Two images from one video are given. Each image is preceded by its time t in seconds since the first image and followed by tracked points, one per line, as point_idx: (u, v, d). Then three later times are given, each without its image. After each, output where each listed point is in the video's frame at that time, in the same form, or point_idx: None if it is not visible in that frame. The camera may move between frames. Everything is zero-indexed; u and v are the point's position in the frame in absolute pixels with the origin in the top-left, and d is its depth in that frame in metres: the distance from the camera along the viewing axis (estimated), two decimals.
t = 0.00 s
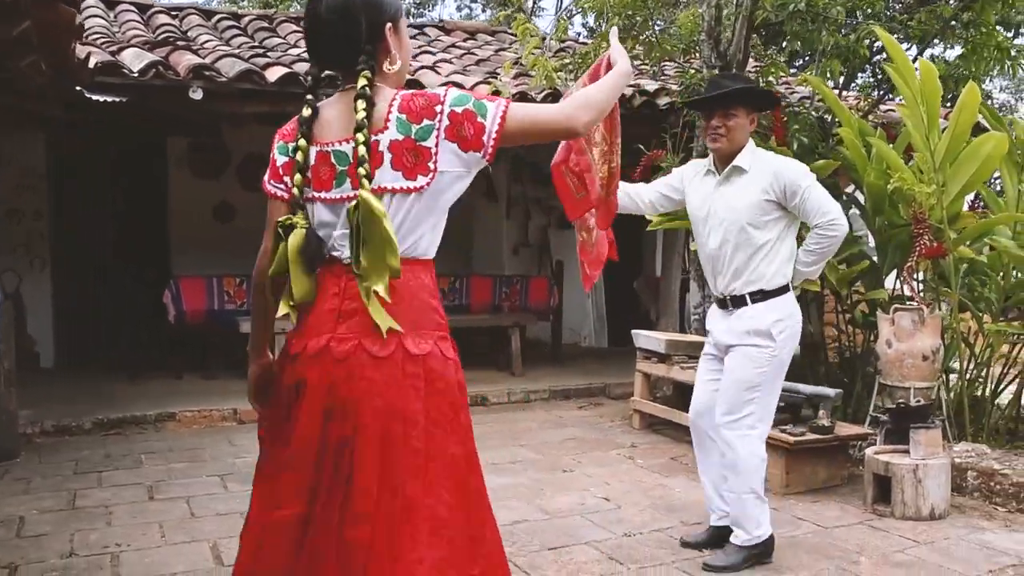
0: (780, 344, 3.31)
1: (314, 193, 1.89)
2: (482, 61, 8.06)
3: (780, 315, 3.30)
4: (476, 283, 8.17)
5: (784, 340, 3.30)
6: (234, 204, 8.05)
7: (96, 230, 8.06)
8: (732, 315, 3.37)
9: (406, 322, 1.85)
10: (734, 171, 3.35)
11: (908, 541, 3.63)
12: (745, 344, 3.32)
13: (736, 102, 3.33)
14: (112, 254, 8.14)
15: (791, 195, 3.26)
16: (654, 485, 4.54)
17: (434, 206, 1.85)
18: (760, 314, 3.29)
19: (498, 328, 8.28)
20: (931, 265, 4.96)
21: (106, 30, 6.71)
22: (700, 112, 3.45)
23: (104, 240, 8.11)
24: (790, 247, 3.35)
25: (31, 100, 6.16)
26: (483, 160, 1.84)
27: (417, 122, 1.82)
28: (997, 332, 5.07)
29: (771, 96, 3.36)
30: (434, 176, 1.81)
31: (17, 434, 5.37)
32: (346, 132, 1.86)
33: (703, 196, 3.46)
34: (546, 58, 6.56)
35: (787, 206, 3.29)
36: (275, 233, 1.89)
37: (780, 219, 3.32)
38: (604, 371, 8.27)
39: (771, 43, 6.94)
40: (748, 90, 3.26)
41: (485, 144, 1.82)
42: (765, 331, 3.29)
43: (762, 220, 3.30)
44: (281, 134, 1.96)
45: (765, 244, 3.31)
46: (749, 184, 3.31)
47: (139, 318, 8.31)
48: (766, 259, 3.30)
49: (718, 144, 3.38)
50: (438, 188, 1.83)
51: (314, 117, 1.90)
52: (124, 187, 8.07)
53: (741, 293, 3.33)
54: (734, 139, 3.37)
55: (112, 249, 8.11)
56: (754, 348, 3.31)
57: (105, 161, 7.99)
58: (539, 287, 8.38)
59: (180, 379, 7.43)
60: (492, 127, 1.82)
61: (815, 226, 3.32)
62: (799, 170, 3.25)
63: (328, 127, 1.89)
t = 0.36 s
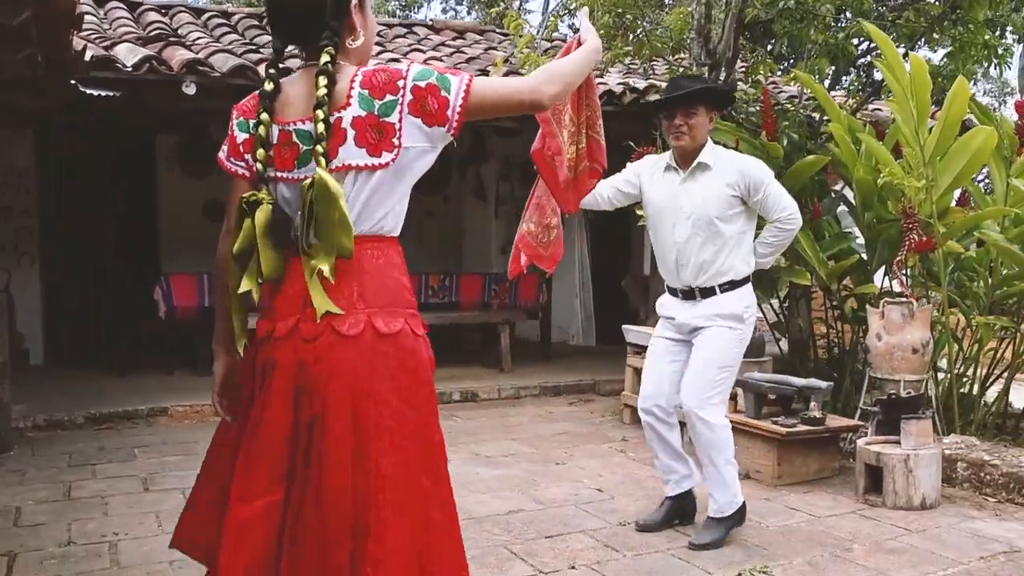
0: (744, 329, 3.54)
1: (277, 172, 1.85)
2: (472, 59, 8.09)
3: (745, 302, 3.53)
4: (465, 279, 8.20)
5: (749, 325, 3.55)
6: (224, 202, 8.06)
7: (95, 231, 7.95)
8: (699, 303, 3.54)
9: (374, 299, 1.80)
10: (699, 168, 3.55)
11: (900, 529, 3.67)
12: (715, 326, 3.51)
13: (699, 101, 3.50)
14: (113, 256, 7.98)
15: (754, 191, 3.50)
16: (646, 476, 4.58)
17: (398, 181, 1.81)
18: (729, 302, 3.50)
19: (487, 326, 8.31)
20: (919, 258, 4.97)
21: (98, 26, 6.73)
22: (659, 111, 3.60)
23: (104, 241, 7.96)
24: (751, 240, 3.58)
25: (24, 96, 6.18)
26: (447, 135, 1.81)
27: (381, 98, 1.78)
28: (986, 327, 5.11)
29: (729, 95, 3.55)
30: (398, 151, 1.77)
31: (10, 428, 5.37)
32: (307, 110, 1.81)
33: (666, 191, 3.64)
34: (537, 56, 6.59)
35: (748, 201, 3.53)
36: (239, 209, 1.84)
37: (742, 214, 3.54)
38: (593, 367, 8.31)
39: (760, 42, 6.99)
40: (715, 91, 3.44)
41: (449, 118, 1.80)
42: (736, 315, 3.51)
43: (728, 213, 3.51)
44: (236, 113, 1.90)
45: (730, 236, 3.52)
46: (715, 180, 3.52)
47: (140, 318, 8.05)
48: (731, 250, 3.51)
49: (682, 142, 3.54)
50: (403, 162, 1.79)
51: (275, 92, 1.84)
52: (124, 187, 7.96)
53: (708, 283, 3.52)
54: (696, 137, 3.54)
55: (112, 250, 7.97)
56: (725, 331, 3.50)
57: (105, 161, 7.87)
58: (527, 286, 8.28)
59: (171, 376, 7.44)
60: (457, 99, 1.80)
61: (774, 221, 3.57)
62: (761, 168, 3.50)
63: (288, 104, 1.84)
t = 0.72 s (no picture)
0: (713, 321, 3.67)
1: (255, 144, 1.86)
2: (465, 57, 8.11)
3: (715, 291, 3.65)
4: (460, 276, 8.22)
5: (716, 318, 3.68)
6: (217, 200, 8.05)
7: (96, 230, 7.86)
8: (671, 292, 3.64)
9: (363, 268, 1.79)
10: (677, 157, 3.67)
11: (896, 516, 3.70)
12: (688, 317, 3.61)
13: (678, 91, 3.61)
14: (113, 255, 7.92)
15: (729, 182, 3.66)
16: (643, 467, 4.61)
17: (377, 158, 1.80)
18: (703, 291, 3.62)
19: (481, 322, 8.32)
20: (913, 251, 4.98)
21: (94, 23, 6.74)
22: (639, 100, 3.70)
23: (104, 240, 7.89)
24: (722, 230, 3.73)
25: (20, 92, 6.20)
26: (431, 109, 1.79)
27: (361, 72, 1.77)
28: (979, 319, 5.15)
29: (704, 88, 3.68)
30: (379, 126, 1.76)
31: (7, 422, 5.37)
32: (286, 84, 1.81)
33: (644, 178, 3.74)
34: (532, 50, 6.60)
35: (724, 191, 3.68)
36: (215, 184, 1.90)
37: (715, 204, 3.70)
38: (587, 364, 8.34)
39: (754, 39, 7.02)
40: (699, 82, 3.56)
41: (430, 91, 1.77)
42: (706, 306, 3.62)
43: (705, 202, 3.65)
44: (219, 90, 1.93)
45: (706, 224, 3.66)
46: (695, 170, 3.64)
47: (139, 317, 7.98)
48: (708, 238, 3.65)
49: (660, 130, 3.64)
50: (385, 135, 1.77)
51: (258, 69, 1.86)
52: (124, 187, 7.92)
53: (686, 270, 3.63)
54: (674, 126, 3.65)
55: (112, 248, 7.90)
56: (697, 321, 3.62)
57: (105, 161, 7.82)
58: (521, 283, 8.30)
59: (166, 372, 7.45)
60: (438, 73, 1.77)
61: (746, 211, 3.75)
62: (739, 161, 3.66)
63: (267, 78, 1.85)
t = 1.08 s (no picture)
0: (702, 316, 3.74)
1: (244, 121, 1.84)
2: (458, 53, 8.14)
3: (705, 291, 3.72)
4: (453, 273, 8.23)
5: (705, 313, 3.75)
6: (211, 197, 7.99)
7: (95, 230, 7.86)
8: (658, 289, 3.72)
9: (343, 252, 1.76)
10: (664, 162, 3.72)
11: (890, 503, 3.73)
12: (679, 312, 3.69)
13: (665, 96, 3.64)
14: (113, 254, 7.90)
15: (714, 184, 3.67)
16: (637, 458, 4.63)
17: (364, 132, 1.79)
18: (692, 287, 3.69)
19: (474, 318, 8.34)
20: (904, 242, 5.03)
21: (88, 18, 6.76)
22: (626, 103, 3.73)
23: (104, 240, 7.88)
24: (711, 232, 3.75)
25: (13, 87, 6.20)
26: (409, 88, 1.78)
27: (346, 47, 1.75)
28: (971, 309, 5.17)
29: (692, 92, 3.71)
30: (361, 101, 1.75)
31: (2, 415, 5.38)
32: (274, 59, 1.79)
33: (633, 183, 3.80)
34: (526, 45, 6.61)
35: (710, 194, 3.70)
36: (205, 159, 1.90)
37: (703, 207, 3.72)
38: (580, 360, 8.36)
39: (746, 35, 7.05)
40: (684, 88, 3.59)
41: (412, 73, 1.76)
42: (696, 301, 3.69)
43: (691, 205, 3.68)
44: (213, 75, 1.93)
45: (693, 226, 3.69)
46: (680, 174, 3.68)
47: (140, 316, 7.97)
48: (692, 239, 3.69)
49: (646, 134, 3.68)
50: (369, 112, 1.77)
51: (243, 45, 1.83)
52: (123, 187, 7.95)
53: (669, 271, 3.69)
54: (660, 129, 3.68)
55: (112, 249, 7.89)
56: (687, 316, 3.69)
57: (105, 161, 7.86)
58: (514, 280, 8.33)
59: (160, 367, 7.45)
60: (421, 57, 1.75)
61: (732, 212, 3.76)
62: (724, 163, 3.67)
63: (256, 56, 1.82)
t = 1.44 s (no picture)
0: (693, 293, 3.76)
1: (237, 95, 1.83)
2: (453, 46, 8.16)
3: (691, 268, 3.75)
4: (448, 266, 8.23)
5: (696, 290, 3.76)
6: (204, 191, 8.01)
7: (96, 229, 7.80)
8: (646, 271, 3.77)
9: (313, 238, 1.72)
10: (642, 145, 3.74)
11: (886, 488, 3.76)
12: (663, 292, 3.73)
13: (649, 80, 3.66)
14: (112, 255, 7.86)
15: (690, 167, 3.65)
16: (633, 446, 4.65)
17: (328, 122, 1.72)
18: (676, 268, 3.73)
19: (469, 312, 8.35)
20: (898, 232, 5.05)
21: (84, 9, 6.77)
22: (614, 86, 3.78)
23: (104, 239, 7.84)
24: (691, 212, 3.74)
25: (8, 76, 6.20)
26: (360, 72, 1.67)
27: (295, 25, 1.67)
28: (964, 299, 5.19)
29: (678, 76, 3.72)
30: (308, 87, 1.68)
31: None
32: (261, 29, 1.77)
33: (617, 167, 3.83)
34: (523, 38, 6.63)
35: (688, 176, 3.67)
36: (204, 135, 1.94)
37: (683, 189, 3.71)
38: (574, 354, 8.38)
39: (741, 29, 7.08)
40: (662, 69, 3.62)
41: (355, 52, 1.61)
42: (682, 282, 3.72)
43: (668, 187, 3.70)
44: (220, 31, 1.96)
45: (672, 208, 3.70)
46: (656, 156, 3.70)
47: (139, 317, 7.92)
48: (671, 222, 3.71)
49: (628, 117, 3.72)
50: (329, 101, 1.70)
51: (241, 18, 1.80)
52: (123, 187, 7.93)
53: (651, 254, 3.73)
54: (642, 112, 3.71)
55: (112, 249, 7.85)
56: (671, 297, 3.73)
57: (105, 161, 7.81)
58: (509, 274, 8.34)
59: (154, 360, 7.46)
60: (366, 33, 1.60)
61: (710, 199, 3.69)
62: (702, 146, 3.63)
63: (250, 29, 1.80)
